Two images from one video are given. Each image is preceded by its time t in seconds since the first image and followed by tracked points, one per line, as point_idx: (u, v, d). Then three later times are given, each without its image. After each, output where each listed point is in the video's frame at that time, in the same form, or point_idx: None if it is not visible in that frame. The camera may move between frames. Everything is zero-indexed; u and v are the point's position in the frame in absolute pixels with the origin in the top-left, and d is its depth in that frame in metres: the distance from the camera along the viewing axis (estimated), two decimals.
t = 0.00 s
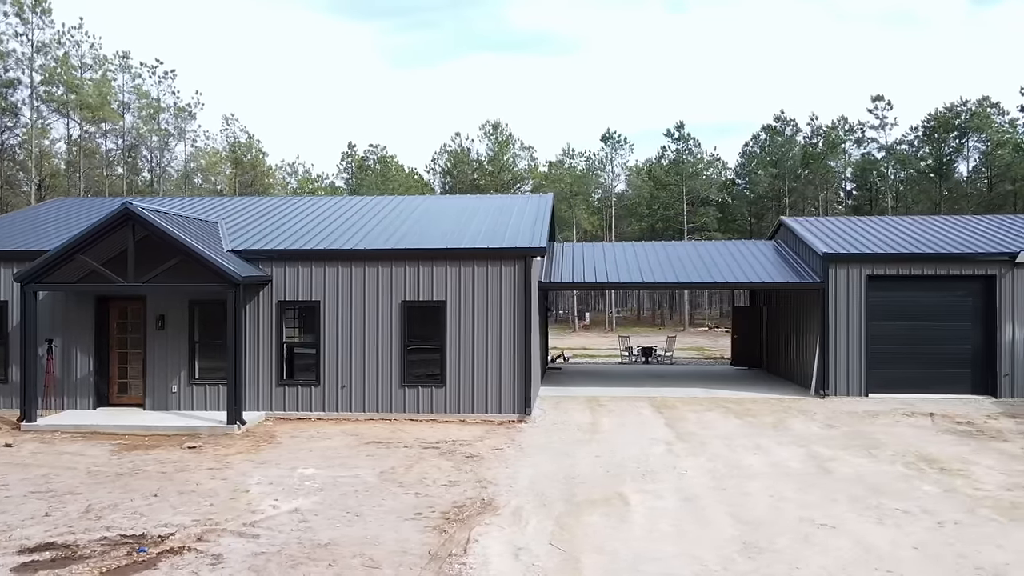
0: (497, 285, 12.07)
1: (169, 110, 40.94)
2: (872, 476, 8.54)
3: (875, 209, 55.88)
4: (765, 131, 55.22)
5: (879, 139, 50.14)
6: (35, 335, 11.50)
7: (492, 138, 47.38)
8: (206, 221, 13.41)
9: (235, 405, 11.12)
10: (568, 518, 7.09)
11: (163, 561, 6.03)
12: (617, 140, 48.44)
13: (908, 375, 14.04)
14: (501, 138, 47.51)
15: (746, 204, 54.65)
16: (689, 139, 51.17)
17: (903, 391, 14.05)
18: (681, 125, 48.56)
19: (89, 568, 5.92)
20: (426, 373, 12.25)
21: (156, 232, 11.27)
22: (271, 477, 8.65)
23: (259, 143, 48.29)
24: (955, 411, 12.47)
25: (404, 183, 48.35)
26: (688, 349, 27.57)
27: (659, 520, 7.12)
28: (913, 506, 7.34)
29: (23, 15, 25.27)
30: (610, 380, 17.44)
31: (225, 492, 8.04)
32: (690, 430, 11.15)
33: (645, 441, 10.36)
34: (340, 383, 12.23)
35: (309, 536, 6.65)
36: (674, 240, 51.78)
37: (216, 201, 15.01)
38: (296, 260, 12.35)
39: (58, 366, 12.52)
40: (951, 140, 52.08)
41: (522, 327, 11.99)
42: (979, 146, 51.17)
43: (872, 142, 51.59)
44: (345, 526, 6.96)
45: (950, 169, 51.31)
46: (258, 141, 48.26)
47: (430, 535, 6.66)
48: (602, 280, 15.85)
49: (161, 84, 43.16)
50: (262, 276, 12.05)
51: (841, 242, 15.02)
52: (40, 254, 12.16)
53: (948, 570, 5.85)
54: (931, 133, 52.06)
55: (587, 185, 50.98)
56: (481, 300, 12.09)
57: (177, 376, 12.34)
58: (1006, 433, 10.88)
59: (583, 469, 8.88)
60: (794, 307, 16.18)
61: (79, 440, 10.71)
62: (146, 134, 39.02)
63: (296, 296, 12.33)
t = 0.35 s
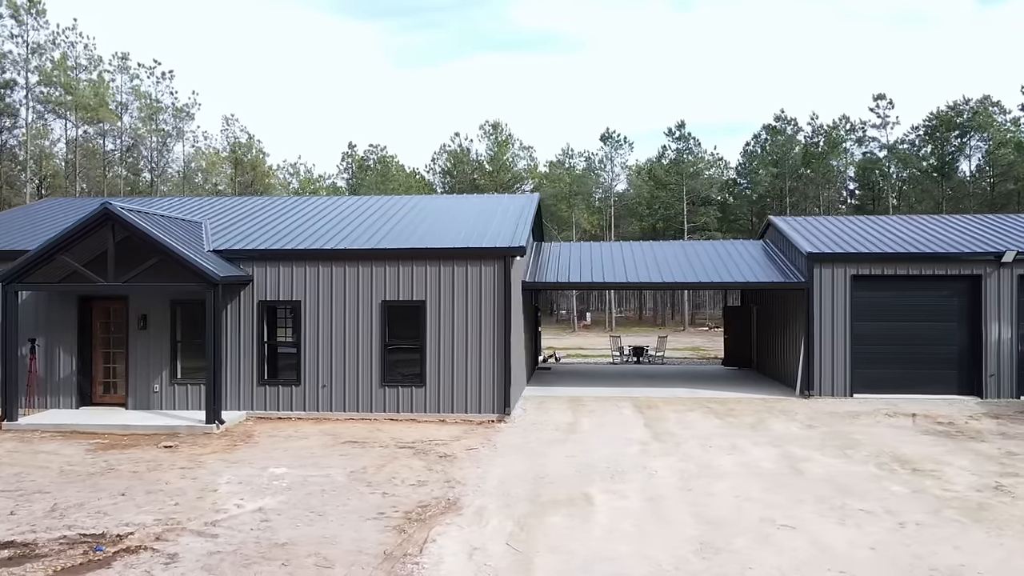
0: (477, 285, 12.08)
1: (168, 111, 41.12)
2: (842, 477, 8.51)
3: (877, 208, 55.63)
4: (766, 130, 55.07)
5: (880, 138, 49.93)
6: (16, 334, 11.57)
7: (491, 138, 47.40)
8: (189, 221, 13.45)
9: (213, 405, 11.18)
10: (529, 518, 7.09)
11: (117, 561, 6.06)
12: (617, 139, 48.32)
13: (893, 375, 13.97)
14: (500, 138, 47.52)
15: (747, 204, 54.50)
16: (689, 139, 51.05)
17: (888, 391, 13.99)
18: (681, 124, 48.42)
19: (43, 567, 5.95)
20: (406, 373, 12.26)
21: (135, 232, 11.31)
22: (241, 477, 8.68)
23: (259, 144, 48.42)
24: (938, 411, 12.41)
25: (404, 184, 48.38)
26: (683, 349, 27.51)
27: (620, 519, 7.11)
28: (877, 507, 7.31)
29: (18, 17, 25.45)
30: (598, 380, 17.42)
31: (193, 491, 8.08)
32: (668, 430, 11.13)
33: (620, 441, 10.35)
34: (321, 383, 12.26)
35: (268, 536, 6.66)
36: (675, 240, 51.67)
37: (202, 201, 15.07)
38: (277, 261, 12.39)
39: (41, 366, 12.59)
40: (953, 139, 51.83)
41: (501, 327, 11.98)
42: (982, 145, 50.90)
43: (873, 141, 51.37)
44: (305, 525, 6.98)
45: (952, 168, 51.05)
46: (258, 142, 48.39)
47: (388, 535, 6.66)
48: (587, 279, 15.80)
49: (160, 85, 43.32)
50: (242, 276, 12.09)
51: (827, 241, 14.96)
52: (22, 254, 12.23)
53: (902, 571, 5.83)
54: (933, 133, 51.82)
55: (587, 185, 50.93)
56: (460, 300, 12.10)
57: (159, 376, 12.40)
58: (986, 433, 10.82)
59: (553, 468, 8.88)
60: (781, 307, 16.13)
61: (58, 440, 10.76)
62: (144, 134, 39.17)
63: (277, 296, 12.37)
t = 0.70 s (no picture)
0: (457, 285, 12.06)
1: (166, 112, 41.23)
2: (814, 478, 8.48)
3: (878, 208, 55.41)
4: (766, 130, 54.95)
5: (880, 138, 49.79)
6: None
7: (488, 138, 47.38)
8: (173, 221, 13.46)
9: (193, 405, 11.21)
10: (492, 519, 7.08)
11: (75, 561, 6.08)
12: (616, 139, 48.10)
13: (879, 376, 13.89)
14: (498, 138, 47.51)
15: (747, 204, 54.36)
16: (688, 138, 50.90)
17: (874, 391, 13.92)
18: (680, 124, 48.29)
19: None
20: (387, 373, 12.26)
21: (115, 233, 11.33)
22: (212, 477, 8.70)
23: (258, 144, 48.48)
24: (920, 412, 12.37)
25: (402, 184, 48.36)
26: (678, 349, 27.44)
27: (584, 520, 7.11)
28: (843, 508, 7.28)
29: (12, 18, 25.56)
30: (586, 380, 17.40)
31: (162, 491, 8.10)
32: (646, 431, 11.11)
33: (597, 442, 10.33)
34: (302, 383, 12.26)
35: (229, 536, 6.67)
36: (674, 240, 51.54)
37: (188, 201, 15.09)
38: (258, 261, 12.40)
39: (24, 366, 12.65)
40: (953, 139, 51.60)
41: (482, 327, 11.97)
42: (983, 145, 50.71)
43: (873, 141, 51.19)
44: (268, 525, 6.98)
45: (952, 167, 50.82)
46: (257, 142, 48.44)
47: (349, 535, 6.67)
48: (572, 279, 15.75)
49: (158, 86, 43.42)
50: (223, 276, 12.10)
51: (813, 241, 14.91)
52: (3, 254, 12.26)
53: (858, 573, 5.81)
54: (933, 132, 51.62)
55: (586, 184, 50.84)
56: (441, 300, 12.09)
57: (141, 376, 12.44)
58: (966, 434, 10.78)
59: (525, 469, 8.87)
60: (768, 307, 16.09)
61: (37, 439, 10.80)
62: (141, 135, 39.21)
63: (258, 296, 12.38)
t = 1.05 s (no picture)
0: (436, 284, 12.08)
1: (164, 112, 41.39)
2: (782, 477, 8.46)
3: (881, 207, 55.09)
4: (766, 129, 54.76)
5: (881, 137, 49.57)
6: None
7: (488, 138, 47.37)
8: (156, 221, 13.52)
9: (172, 404, 11.26)
10: (452, 518, 7.09)
11: (30, 558, 6.12)
12: (615, 139, 48.06)
13: (863, 376, 13.85)
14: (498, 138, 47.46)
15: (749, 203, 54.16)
16: (689, 138, 50.76)
17: (858, 391, 13.87)
18: (680, 123, 48.12)
19: None
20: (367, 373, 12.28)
21: (95, 233, 11.39)
22: (182, 475, 8.74)
23: (258, 144, 48.61)
24: (902, 412, 12.31)
25: (402, 184, 48.37)
26: (673, 349, 27.38)
27: (544, 518, 7.11)
28: (805, 508, 7.26)
29: (7, 19, 25.71)
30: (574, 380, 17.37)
31: (130, 489, 8.14)
32: (623, 430, 11.11)
33: (571, 442, 10.34)
34: (282, 382, 12.31)
35: (187, 534, 6.70)
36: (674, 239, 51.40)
37: (175, 201, 15.15)
38: (239, 261, 12.44)
39: (8, 365, 12.73)
40: (955, 138, 51.28)
41: (461, 326, 11.99)
42: (985, 143, 50.43)
43: (874, 140, 50.92)
44: (228, 523, 7.01)
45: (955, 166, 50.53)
46: (257, 142, 48.57)
47: (306, 534, 6.68)
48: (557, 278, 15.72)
49: (157, 86, 43.61)
50: (203, 276, 12.15)
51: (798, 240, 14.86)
52: None
53: (809, 572, 5.79)
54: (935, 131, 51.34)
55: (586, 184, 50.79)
56: (420, 300, 12.11)
57: (123, 374, 12.51)
58: (944, 434, 10.73)
59: (495, 468, 8.88)
60: (754, 307, 16.05)
61: (16, 437, 10.87)
62: (140, 134, 39.32)
63: (239, 295, 12.44)
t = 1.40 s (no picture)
0: (418, 284, 12.09)
1: (163, 112, 41.54)
2: (754, 477, 8.44)
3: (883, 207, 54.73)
4: (768, 128, 54.57)
5: (882, 135, 49.31)
6: None
7: (487, 138, 47.33)
8: (142, 221, 13.58)
9: (154, 403, 11.31)
10: (417, 517, 7.10)
11: None
12: (615, 138, 47.94)
13: (849, 376, 13.78)
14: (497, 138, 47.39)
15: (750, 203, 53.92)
16: (689, 138, 50.57)
17: (844, 391, 13.81)
18: (680, 122, 47.94)
19: None
20: (350, 372, 12.30)
21: (78, 233, 11.44)
22: (156, 474, 8.78)
23: (258, 144, 48.74)
24: (886, 412, 12.26)
25: (401, 184, 48.37)
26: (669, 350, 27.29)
27: (508, 517, 7.12)
28: (771, 508, 7.24)
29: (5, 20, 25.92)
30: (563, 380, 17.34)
31: (102, 488, 8.18)
32: (602, 430, 11.10)
33: (548, 441, 10.33)
34: (265, 381, 12.33)
35: (151, 532, 6.73)
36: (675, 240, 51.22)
37: (163, 201, 15.21)
38: (223, 260, 12.48)
39: None
40: (958, 136, 50.89)
41: (443, 326, 11.99)
42: (988, 142, 50.10)
43: (876, 138, 50.60)
44: (194, 522, 7.04)
45: (958, 165, 50.14)
46: (257, 143, 48.70)
47: (269, 532, 6.71)
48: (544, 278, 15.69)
49: (158, 87, 43.79)
50: (186, 276, 12.19)
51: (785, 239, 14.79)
52: None
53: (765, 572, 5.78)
54: (937, 129, 50.96)
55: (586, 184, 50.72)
56: (402, 300, 12.12)
57: (108, 374, 12.59)
58: (924, 434, 10.68)
59: (467, 468, 8.88)
60: (743, 306, 15.99)
61: None
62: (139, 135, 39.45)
63: (222, 295, 12.47)
